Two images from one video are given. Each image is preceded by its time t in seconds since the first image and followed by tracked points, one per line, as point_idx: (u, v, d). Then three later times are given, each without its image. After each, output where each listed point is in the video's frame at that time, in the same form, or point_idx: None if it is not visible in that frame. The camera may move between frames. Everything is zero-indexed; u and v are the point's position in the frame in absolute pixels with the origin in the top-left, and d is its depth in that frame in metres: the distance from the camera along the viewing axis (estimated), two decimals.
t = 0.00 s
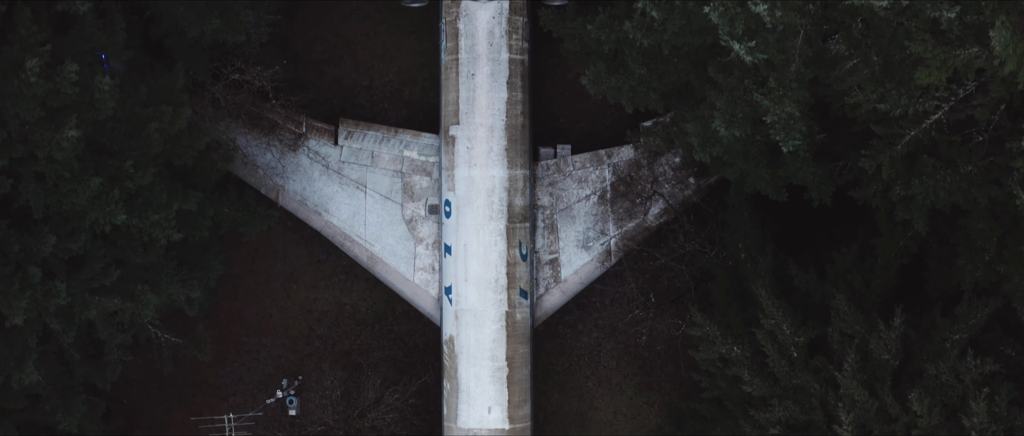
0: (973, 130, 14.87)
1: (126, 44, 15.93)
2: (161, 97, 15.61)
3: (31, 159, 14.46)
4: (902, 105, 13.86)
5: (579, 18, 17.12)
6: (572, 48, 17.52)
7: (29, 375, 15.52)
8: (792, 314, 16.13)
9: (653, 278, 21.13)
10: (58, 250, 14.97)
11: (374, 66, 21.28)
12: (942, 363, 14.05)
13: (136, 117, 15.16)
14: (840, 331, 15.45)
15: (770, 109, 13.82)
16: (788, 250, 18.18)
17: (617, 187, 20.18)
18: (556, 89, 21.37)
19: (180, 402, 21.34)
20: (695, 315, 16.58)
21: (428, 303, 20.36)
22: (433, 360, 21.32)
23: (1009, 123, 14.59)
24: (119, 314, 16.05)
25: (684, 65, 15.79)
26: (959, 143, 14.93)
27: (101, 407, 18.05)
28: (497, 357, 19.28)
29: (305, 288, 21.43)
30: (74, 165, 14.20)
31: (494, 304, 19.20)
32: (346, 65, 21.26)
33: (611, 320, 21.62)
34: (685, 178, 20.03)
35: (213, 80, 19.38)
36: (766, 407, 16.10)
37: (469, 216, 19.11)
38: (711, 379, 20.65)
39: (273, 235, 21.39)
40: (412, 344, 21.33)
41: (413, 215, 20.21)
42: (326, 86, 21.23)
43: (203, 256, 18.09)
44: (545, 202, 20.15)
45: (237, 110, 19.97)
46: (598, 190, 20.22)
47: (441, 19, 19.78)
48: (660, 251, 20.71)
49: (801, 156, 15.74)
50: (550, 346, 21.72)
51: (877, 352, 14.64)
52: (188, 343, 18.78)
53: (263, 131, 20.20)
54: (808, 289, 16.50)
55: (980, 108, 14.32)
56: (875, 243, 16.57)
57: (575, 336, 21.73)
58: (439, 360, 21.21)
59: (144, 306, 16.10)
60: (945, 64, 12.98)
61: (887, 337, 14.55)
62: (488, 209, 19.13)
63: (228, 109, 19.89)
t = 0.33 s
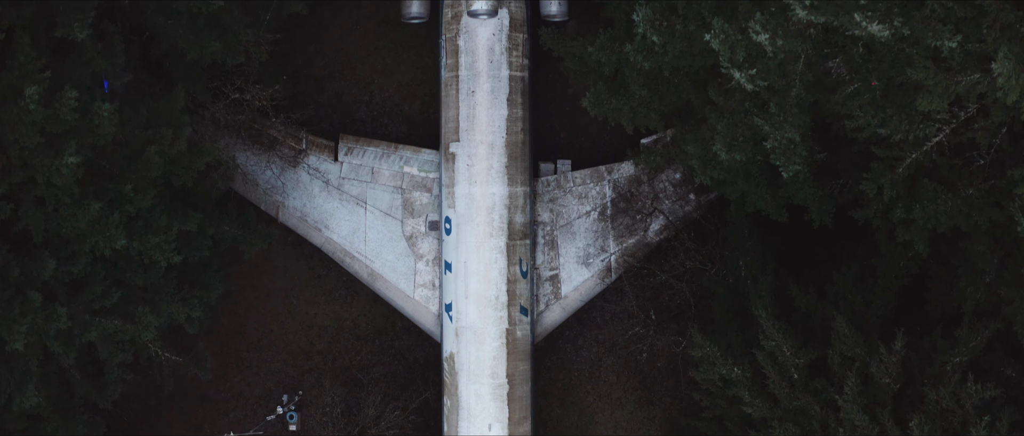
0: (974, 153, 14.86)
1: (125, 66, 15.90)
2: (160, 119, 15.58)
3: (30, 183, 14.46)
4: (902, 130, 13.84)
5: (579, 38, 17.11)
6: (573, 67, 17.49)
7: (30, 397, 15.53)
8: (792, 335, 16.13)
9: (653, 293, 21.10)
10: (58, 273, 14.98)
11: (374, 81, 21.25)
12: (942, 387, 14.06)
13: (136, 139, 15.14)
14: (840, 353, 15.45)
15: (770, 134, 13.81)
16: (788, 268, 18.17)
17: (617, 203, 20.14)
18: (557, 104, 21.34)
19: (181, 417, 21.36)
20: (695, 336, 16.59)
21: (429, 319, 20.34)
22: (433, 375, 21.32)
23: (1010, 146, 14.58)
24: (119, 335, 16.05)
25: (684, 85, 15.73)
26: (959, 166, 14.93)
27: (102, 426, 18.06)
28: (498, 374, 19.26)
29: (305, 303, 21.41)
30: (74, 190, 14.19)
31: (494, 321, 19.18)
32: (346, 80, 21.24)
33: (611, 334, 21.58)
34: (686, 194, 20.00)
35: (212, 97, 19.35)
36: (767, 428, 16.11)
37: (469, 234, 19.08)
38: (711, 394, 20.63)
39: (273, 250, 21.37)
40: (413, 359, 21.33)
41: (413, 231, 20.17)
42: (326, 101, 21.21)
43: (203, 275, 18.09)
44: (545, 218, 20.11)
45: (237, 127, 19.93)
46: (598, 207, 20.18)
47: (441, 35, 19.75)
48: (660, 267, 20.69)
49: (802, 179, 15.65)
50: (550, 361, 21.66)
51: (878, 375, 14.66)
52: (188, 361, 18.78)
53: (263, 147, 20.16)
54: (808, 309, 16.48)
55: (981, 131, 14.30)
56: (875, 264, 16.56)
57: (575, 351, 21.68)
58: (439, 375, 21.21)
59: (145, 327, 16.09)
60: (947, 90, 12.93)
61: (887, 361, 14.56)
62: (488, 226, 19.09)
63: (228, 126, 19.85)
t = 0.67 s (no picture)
0: (974, 177, 14.85)
1: (125, 88, 15.90)
2: (160, 141, 15.57)
3: (31, 207, 14.47)
4: (902, 156, 13.81)
5: (579, 58, 17.09)
6: (573, 85, 17.46)
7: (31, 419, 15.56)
8: (792, 357, 16.13)
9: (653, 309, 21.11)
10: (58, 296, 15.00)
11: (374, 97, 21.23)
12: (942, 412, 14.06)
13: (136, 162, 15.14)
14: (840, 375, 15.46)
15: (770, 159, 13.77)
16: (788, 287, 18.17)
17: (617, 219, 20.12)
18: (557, 119, 21.33)
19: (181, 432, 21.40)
20: (695, 357, 16.60)
21: (429, 336, 20.34)
22: (433, 390, 21.34)
23: (1010, 170, 14.56)
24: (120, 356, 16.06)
25: (684, 106, 15.67)
26: (959, 189, 14.93)
27: None
28: (498, 391, 19.26)
29: (305, 319, 21.41)
30: (74, 215, 14.20)
31: (494, 338, 19.18)
32: (346, 96, 21.23)
33: (611, 349, 21.57)
34: (686, 210, 19.98)
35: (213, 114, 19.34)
36: None
37: (469, 251, 19.07)
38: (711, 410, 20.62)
39: (273, 265, 21.38)
40: (413, 374, 21.35)
41: (413, 247, 20.16)
42: (326, 116, 21.19)
43: (203, 293, 18.10)
44: (545, 234, 20.11)
45: (237, 143, 19.92)
46: (598, 223, 20.17)
47: (441, 52, 19.72)
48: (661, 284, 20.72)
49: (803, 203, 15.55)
50: (550, 376, 21.65)
51: (878, 399, 14.68)
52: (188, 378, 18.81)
53: (263, 163, 20.15)
54: (808, 330, 16.47)
55: (982, 155, 14.28)
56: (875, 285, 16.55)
57: (575, 365, 21.66)
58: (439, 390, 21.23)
59: (145, 348, 16.10)
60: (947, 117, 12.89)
61: (887, 384, 14.57)
62: (488, 243, 19.08)
63: (228, 142, 19.85)
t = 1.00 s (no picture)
0: (974, 202, 14.85)
1: (124, 111, 15.88)
2: (160, 164, 15.56)
3: (30, 233, 14.48)
4: (903, 183, 13.76)
5: (578, 78, 17.05)
6: (572, 105, 17.44)
7: None
8: (791, 379, 16.14)
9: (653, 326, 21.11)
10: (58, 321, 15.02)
11: (373, 113, 21.20)
12: None
13: (135, 186, 15.12)
14: (840, 398, 15.46)
15: (770, 187, 13.73)
16: (787, 307, 18.17)
17: (617, 236, 20.10)
18: (557, 135, 21.30)
19: None
20: (695, 378, 16.61)
21: (428, 353, 20.33)
22: (433, 406, 21.34)
23: (1010, 195, 14.55)
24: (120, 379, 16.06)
25: (684, 128, 15.59)
26: (959, 213, 14.93)
27: None
28: (497, 409, 19.25)
29: (304, 334, 21.40)
30: (73, 242, 14.19)
31: (493, 356, 19.16)
32: (346, 111, 21.21)
33: (611, 365, 21.56)
34: (686, 227, 19.94)
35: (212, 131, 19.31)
36: None
37: (469, 269, 19.04)
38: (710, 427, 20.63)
39: (273, 281, 21.37)
40: (412, 389, 21.35)
41: (413, 264, 20.14)
42: (326, 132, 21.17)
43: (202, 313, 18.09)
44: (545, 251, 20.10)
45: (237, 160, 19.89)
46: (598, 240, 20.15)
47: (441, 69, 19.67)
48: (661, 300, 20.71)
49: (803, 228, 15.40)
50: (549, 392, 21.65)
51: (877, 423, 14.68)
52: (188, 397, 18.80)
53: (263, 180, 20.12)
54: (808, 352, 16.47)
55: (982, 181, 14.26)
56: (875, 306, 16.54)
57: (575, 381, 21.66)
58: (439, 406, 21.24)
59: (145, 371, 16.09)
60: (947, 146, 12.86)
61: (887, 409, 14.57)
62: (488, 262, 19.05)
63: (228, 160, 19.82)
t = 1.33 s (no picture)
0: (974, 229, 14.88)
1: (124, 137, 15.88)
2: (160, 190, 15.55)
3: (30, 262, 14.51)
4: (902, 213, 13.76)
5: (579, 101, 17.04)
6: (572, 127, 17.42)
7: None
8: (790, 403, 16.16)
9: (653, 344, 21.14)
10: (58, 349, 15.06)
11: (373, 131, 21.19)
12: None
13: (135, 212, 15.13)
14: (839, 423, 15.48)
15: (770, 216, 13.73)
16: (787, 328, 18.20)
17: (617, 255, 20.09)
18: (557, 153, 21.29)
19: None
20: (694, 401, 16.63)
21: (428, 371, 20.32)
22: (433, 423, 21.38)
23: (1010, 223, 14.57)
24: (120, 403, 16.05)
25: (684, 153, 15.59)
26: (959, 240, 14.95)
27: None
28: (497, 429, 19.25)
29: (304, 352, 21.40)
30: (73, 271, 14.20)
31: (493, 377, 19.15)
32: (346, 129, 21.20)
33: (611, 382, 21.59)
34: (686, 246, 19.92)
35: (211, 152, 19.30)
36: None
37: (469, 289, 19.03)
38: None
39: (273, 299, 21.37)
40: (412, 407, 21.38)
41: (413, 283, 20.14)
42: (326, 150, 21.17)
43: (202, 334, 18.10)
44: (545, 270, 20.11)
45: (236, 180, 19.87)
46: (598, 259, 20.15)
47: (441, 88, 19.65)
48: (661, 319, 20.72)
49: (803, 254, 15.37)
50: (550, 409, 21.68)
51: None
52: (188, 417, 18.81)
53: (262, 200, 20.11)
54: (807, 375, 16.48)
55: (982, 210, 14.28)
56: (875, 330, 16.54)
57: (575, 398, 21.68)
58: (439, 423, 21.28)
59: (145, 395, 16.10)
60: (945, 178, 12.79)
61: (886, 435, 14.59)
62: (488, 282, 19.05)
63: (227, 179, 19.81)
